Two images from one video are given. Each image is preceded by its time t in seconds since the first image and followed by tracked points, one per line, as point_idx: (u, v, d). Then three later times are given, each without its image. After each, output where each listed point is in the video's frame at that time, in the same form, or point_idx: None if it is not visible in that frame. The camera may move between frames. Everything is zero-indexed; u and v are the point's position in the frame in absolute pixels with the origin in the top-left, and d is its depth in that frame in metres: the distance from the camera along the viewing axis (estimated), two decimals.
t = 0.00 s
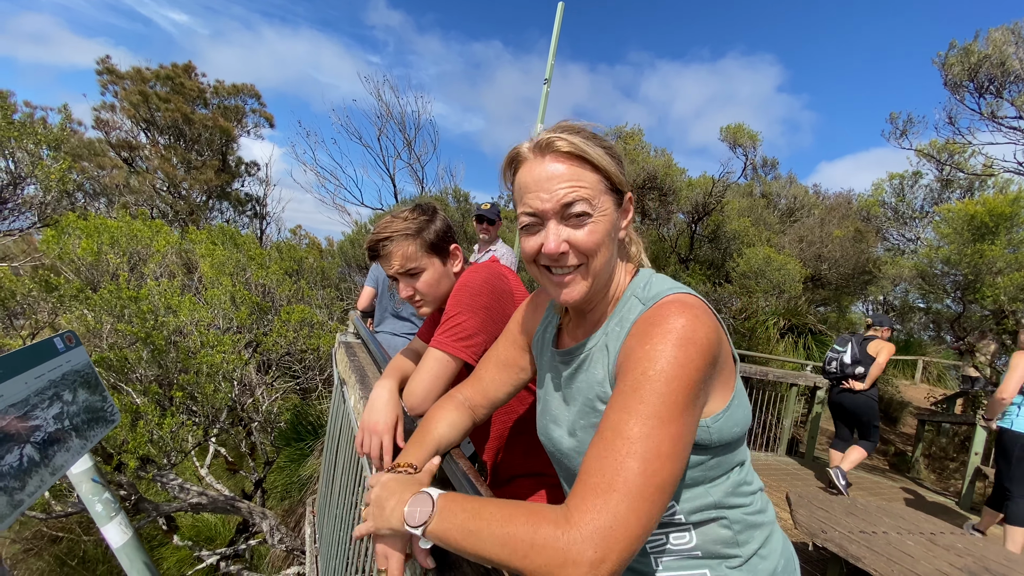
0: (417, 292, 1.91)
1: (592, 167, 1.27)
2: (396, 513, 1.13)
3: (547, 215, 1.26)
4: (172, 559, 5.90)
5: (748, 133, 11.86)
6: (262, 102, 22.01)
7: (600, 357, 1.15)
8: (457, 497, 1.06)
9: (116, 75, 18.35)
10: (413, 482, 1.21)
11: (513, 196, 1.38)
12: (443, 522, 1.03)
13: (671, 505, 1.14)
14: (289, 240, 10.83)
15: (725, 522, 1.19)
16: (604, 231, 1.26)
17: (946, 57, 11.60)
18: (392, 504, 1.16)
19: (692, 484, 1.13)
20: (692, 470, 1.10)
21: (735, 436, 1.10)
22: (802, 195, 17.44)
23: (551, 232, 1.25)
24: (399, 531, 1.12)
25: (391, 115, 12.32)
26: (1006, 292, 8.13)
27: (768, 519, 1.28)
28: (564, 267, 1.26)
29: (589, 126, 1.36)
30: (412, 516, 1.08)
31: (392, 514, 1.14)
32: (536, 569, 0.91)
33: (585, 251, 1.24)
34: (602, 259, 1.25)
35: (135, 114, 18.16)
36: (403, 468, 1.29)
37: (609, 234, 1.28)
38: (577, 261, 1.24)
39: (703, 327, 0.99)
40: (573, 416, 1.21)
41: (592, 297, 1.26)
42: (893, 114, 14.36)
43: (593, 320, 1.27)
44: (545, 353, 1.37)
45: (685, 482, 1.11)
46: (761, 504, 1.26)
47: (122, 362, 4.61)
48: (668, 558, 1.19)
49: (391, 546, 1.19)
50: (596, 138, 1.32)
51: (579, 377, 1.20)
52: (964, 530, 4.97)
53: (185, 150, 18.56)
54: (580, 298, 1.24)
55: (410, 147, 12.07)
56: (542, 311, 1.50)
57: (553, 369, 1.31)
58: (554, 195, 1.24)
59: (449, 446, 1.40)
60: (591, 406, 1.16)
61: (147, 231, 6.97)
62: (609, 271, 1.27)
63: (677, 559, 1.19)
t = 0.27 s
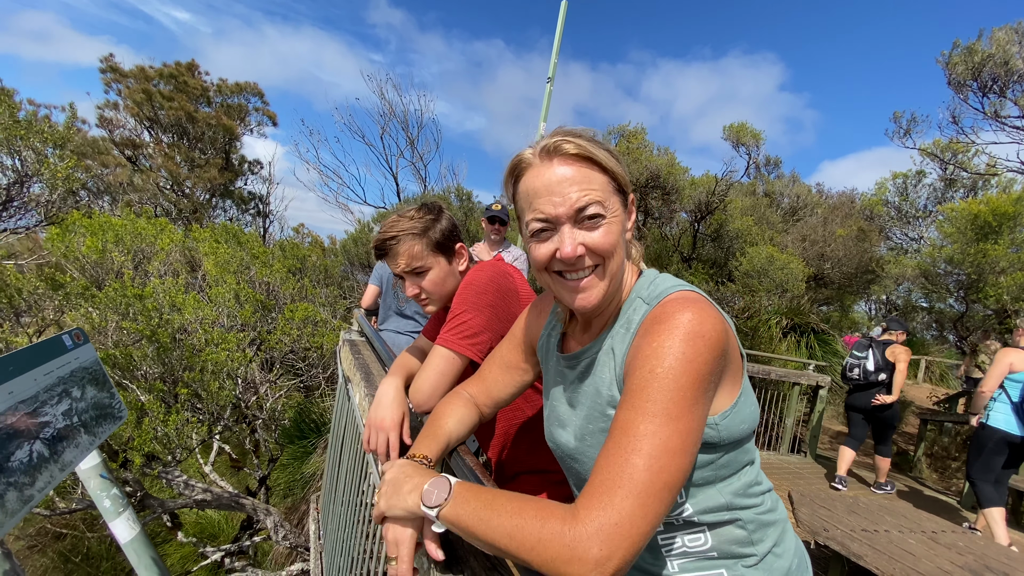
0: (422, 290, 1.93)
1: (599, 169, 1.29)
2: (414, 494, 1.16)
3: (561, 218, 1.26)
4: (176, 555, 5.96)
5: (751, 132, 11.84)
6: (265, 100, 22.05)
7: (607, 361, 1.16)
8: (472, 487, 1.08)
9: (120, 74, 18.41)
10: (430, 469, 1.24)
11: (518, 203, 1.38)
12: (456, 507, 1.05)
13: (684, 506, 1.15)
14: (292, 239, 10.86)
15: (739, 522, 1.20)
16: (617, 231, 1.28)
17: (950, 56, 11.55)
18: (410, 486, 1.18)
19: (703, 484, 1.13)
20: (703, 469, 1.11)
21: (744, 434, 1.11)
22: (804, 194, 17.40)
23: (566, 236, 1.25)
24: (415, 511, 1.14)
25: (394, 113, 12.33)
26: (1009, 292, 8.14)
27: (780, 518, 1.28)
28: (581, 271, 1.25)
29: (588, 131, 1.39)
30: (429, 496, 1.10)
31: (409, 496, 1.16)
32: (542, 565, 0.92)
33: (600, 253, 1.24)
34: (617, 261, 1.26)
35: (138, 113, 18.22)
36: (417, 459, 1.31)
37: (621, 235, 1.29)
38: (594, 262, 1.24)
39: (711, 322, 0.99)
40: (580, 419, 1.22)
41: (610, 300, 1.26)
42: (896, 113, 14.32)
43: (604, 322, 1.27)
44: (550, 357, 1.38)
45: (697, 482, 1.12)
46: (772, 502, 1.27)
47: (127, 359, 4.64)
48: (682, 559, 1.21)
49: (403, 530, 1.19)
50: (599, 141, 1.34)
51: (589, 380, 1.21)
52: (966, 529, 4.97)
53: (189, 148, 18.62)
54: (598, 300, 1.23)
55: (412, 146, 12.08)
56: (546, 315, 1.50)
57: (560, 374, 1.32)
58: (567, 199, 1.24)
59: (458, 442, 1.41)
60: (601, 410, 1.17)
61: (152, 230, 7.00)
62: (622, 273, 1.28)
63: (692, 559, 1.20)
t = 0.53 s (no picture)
0: (422, 287, 1.93)
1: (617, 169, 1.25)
2: (408, 497, 1.15)
3: (570, 220, 1.25)
4: (177, 552, 5.99)
5: (753, 130, 11.82)
6: (266, 98, 22.04)
7: (618, 360, 1.17)
8: (469, 486, 1.07)
9: (121, 71, 18.41)
10: (425, 470, 1.23)
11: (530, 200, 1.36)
12: (453, 507, 1.05)
13: (699, 507, 1.14)
14: (293, 236, 10.86)
15: (754, 525, 1.19)
16: (628, 237, 1.25)
17: (953, 53, 11.51)
18: (404, 489, 1.17)
19: (717, 485, 1.12)
20: (718, 470, 1.10)
21: (759, 433, 1.10)
22: (806, 192, 17.37)
23: (575, 239, 1.24)
24: (411, 514, 1.13)
25: (395, 111, 12.32)
26: (1011, 291, 8.13)
27: (797, 519, 1.27)
28: (588, 274, 1.25)
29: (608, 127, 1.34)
30: (425, 498, 1.10)
31: (404, 498, 1.15)
32: (541, 560, 0.92)
33: (610, 257, 1.23)
34: (625, 266, 1.24)
35: (139, 110, 18.21)
36: (413, 458, 1.30)
37: (633, 240, 1.27)
38: (601, 266, 1.24)
39: (719, 315, 0.99)
40: (592, 420, 1.22)
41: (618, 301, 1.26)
42: (898, 111, 14.28)
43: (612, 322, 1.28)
44: (562, 358, 1.38)
45: (711, 483, 1.11)
46: (789, 502, 1.26)
47: (127, 356, 4.64)
48: (697, 560, 1.20)
49: (401, 531, 1.17)
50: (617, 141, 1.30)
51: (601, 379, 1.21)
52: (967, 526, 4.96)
53: (190, 146, 18.62)
54: (602, 305, 1.24)
55: (413, 143, 12.06)
56: (554, 314, 1.49)
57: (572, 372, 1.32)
58: (578, 201, 1.23)
59: (457, 439, 1.41)
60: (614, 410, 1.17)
61: (152, 227, 7.01)
62: (632, 277, 1.26)
63: (707, 561, 1.20)
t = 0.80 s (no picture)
0: (420, 284, 1.92)
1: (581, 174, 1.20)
2: (406, 499, 1.14)
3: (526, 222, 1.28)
4: (177, 549, 6.01)
5: (752, 128, 11.81)
6: (265, 95, 22.01)
7: (615, 358, 1.16)
8: (465, 486, 1.07)
9: (120, 68, 18.38)
10: (423, 471, 1.22)
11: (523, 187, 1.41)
12: (450, 509, 1.05)
13: (697, 506, 1.14)
14: (293, 234, 10.86)
15: (753, 525, 1.18)
16: (583, 246, 1.22)
17: (953, 52, 11.50)
18: (402, 491, 1.17)
19: (715, 484, 1.12)
20: (717, 468, 1.10)
21: (757, 431, 1.09)
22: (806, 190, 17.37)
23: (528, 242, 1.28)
24: (409, 517, 1.12)
25: (394, 109, 12.30)
26: (1011, 290, 8.13)
27: (797, 520, 1.27)
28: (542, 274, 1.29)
29: (603, 128, 1.27)
30: (421, 500, 1.10)
31: (402, 500, 1.15)
32: (539, 559, 0.92)
33: (560, 262, 1.24)
34: (578, 272, 1.23)
35: (138, 108, 18.18)
36: (412, 458, 1.29)
37: (594, 248, 1.22)
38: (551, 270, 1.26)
39: (712, 310, 0.98)
40: (590, 420, 1.21)
41: (580, 299, 1.28)
42: (899, 110, 14.28)
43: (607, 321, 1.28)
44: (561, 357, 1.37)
45: (710, 481, 1.11)
46: (789, 502, 1.25)
47: (126, 354, 4.64)
48: (697, 560, 1.19)
49: (407, 532, 1.16)
50: (598, 146, 1.23)
51: (597, 378, 1.20)
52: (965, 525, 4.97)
53: (189, 143, 18.60)
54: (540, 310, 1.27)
55: (413, 142, 12.04)
56: (553, 313, 1.49)
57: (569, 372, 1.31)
58: (533, 205, 1.25)
59: (455, 437, 1.41)
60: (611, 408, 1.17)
61: (151, 224, 7.00)
62: (593, 281, 1.25)
63: (705, 562, 1.20)
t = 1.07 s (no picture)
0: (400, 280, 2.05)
1: (548, 171, 1.22)
2: (404, 495, 1.14)
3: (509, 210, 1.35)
4: (175, 547, 6.01)
5: (752, 127, 11.81)
6: (264, 93, 21.96)
7: (610, 355, 1.15)
8: (463, 483, 1.06)
9: (118, 66, 18.33)
10: (422, 467, 1.22)
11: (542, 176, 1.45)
12: (448, 506, 1.04)
13: (702, 507, 1.13)
14: (291, 232, 10.84)
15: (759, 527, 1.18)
16: (539, 238, 1.23)
17: (953, 50, 11.50)
18: (400, 486, 1.16)
19: (719, 482, 1.11)
20: (720, 467, 1.09)
21: (761, 429, 1.09)
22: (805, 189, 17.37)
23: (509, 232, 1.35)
24: (408, 513, 1.11)
25: (393, 107, 12.27)
26: (1010, 289, 8.14)
27: (802, 518, 1.26)
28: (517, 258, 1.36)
29: (578, 128, 1.25)
30: (419, 497, 1.09)
31: (400, 496, 1.14)
32: (537, 559, 0.91)
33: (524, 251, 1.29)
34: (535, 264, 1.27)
35: (136, 105, 18.13)
36: (410, 455, 1.28)
37: (549, 240, 1.23)
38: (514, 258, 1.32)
39: (706, 303, 0.98)
40: (590, 419, 1.21)
41: (555, 289, 1.31)
42: (898, 109, 14.28)
43: (602, 317, 1.26)
44: (559, 354, 1.35)
45: (714, 480, 1.10)
46: (794, 502, 1.25)
47: (124, 352, 4.62)
48: (700, 560, 1.19)
49: (406, 527, 1.15)
50: (561, 145, 1.22)
51: (594, 376, 1.19)
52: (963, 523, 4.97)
53: (187, 141, 18.55)
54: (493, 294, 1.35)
55: (412, 140, 12.02)
56: (552, 313, 1.48)
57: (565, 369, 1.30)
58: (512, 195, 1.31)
59: (454, 435, 1.40)
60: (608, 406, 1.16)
61: (149, 222, 6.98)
62: (559, 273, 1.26)
63: (711, 564, 1.19)
